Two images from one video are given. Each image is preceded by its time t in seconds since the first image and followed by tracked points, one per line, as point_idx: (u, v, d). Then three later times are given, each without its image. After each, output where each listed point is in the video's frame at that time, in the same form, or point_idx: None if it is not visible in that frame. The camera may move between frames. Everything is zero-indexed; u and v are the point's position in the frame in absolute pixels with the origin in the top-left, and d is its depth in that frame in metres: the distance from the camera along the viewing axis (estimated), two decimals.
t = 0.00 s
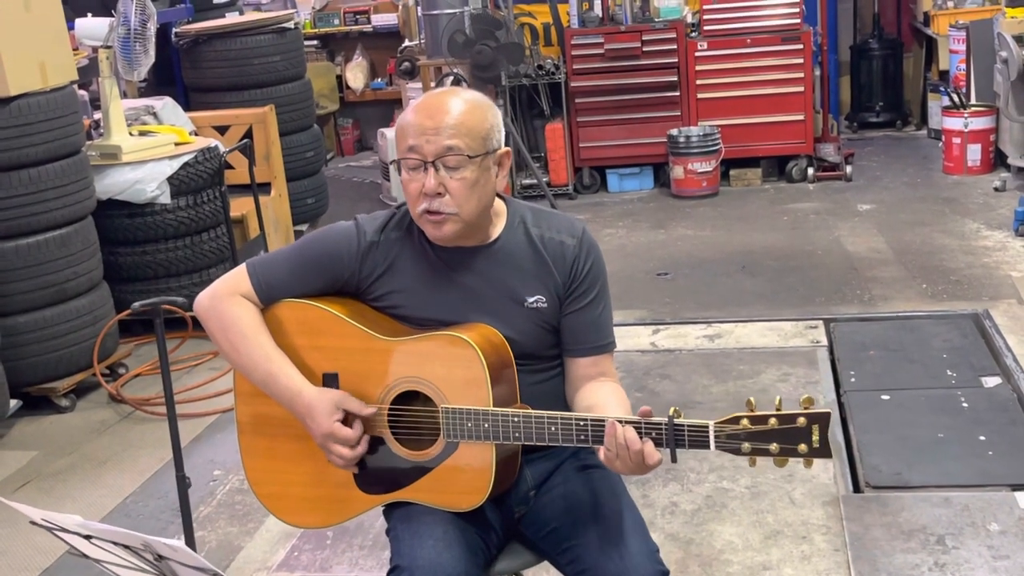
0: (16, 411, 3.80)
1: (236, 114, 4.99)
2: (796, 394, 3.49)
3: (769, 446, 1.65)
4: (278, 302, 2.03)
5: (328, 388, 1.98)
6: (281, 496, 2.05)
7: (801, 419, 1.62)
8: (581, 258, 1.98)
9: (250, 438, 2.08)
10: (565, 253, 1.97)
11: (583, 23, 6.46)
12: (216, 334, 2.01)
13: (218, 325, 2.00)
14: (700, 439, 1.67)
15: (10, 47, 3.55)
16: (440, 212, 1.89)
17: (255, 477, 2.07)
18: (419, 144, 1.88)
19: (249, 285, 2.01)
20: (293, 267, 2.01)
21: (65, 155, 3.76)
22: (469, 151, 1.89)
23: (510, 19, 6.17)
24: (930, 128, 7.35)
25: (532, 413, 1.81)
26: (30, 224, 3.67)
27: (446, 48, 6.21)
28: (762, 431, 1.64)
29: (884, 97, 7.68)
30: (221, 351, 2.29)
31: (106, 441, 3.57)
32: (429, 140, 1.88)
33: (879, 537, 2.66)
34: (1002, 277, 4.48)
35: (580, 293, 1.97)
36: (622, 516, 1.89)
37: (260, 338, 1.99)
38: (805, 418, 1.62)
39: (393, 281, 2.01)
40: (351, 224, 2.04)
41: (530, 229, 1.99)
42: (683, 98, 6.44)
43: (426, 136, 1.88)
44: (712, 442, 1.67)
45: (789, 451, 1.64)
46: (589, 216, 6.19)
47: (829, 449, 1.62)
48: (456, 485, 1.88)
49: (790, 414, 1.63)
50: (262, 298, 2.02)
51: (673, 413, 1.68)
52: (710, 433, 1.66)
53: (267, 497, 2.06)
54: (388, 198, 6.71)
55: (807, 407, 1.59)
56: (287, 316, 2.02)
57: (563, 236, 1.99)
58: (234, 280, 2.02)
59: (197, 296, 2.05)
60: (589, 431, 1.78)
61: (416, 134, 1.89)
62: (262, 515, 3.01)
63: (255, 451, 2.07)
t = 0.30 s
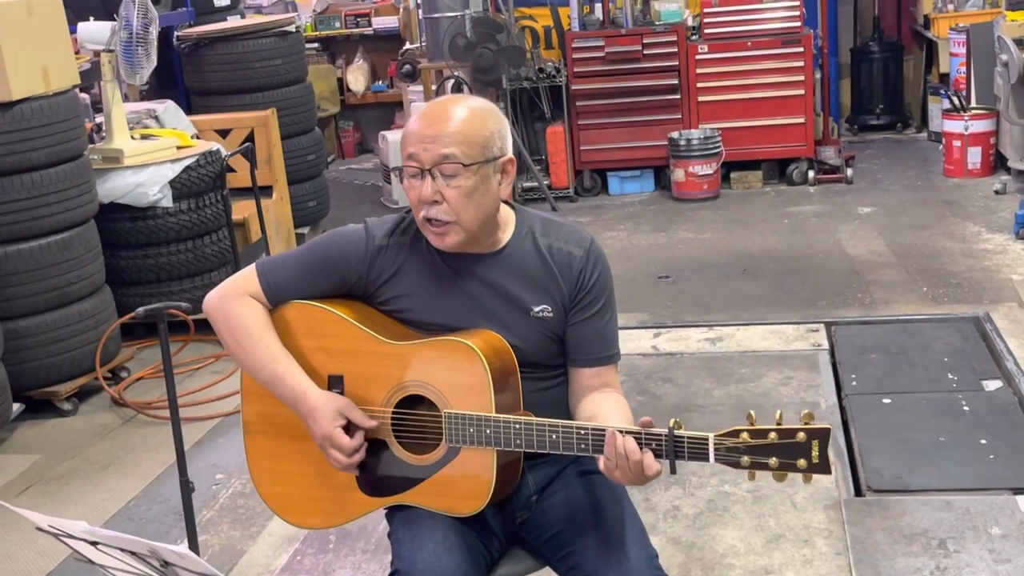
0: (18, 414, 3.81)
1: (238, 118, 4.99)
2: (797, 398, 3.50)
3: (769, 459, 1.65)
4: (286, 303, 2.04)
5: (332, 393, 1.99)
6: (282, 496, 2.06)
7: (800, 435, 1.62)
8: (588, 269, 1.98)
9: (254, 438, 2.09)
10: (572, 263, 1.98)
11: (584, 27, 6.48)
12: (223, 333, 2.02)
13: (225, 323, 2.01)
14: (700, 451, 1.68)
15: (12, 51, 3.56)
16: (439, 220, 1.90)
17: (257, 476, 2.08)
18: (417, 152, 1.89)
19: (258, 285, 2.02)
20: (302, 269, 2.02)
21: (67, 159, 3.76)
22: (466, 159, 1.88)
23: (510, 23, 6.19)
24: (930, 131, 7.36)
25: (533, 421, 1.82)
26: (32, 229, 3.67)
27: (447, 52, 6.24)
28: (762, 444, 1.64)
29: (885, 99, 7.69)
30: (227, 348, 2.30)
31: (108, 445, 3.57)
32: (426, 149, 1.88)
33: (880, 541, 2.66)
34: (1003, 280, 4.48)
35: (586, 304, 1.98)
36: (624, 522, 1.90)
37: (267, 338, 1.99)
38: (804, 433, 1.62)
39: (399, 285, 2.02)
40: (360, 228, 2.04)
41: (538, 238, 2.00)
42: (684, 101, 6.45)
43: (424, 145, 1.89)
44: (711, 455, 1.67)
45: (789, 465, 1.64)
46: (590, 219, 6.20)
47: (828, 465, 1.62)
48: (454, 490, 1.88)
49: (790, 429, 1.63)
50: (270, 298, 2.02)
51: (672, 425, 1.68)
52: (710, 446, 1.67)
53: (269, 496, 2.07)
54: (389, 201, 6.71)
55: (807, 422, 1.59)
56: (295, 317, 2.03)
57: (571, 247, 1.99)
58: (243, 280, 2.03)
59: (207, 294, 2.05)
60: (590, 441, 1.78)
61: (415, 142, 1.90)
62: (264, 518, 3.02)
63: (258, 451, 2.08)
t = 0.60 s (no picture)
0: (17, 416, 3.81)
1: (236, 120, 4.99)
2: (796, 400, 3.50)
3: (780, 453, 1.66)
4: (284, 312, 2.04)
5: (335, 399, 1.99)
6: (285, 506, 2.06)
7: (811, 427, 1.63)
8: (586, 269, 1.99)
9: (254, 448, 2.09)
10: (571, 265, 1.98)
11: (582, 28, 6.49)
12: (222, 344, 2.01)
13: (224, 334, 2.01)
14: (711, 447, 1.68)
15: (11, 53, 3.56)
16: (444, 221, 1.90)
17: (259, 486, 2.08)
18: (423, 153, 1.89)
19: (256, 294, 2.02)
20: (300, 277, 2.02)
21: (66, 162, 3.76)
22: (473, 161, 1.89)
23: (509, 24, 6.19)
24: (928, 133, 7.37)
25: (542, 422, 1.82)
26: (30, 231, 3.67)
27: (445, 53, 6.24)
28: (773, 439, 1.65)
29: (882, 101, 7.70)
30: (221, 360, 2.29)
31: (107, 447, 3.57)
32: (433, 150, 1.89)
33: (879, 544, 2.66)
34: (1001, 283, 4.49)
35: (585, 304, 1.98)
36: (629, 526, 1.90)
37: (267, 347, 1.99)
38: (814, 426, 1.63)
39: (399, 291, 2.02)
40: (357, 235, 2.04)
41: (535, 240, 2.00)
42: (682, 103, 6.45)
43: (431, 146, 1.89)
44: (723, 451, 1.68)
45: (800, 458, 1.65)
46: (588, 220, 6.20)
47: (839, 456, 1.64)
48: (462, 494, 1.89)
49: (801, 422, 1.64)
50: (268, 307, 2.02)
51: (684, 422, 1.68)
52: (722, 442, 1.67)
53: (271, 507, 2.06)
54: (387, 202, 6.71)
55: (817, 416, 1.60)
56: (293, 325, 2.03)
57: (568, 248, 2.00)
58: (241, 289, 2.02)
59: (203, 306, 2.05)
60: (599, 440, 1.80)
61: (420, 144, 1.90)
62: (263, 521, 3.02)
63: (259, 461, 2.08)
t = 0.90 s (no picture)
0: (16, 418, 3.81)
1: (235, 122, 4.99)
2: (794, 402, 3.50)
3: (770, 458, 1.66)
4: (280, 314, 2.04)
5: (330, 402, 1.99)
6: (281, 509, 2.06)
7: (801, 431, 1.63)
8: (582, 274, 1.99)
9: (252, 450, 2.09)
10: (566, 269, 1.99)
11: (581, 30, 6.49)
12: (219, 346, 2.02)
13: (221, 337, 2.01)
14: (702, 452, 1.68)
15: (10, 55, 3.56)
16: (431, 226, 1.90)
17: (256, 489, 2.08)
18: (410, 160, 1.90)
19: (253, 297, 2.02)
20: (297, 281, 2.02)
21: (65, 163, 3.77)
22: (459, 166, 1.89)
23: (508, 26, 6.20)
24: (927, 135, 7.38)
25: (534, 425, 1.82)
26: (29, 232, 3.67)
27: (444, 55, 6.24)
28: (764, 443, 1.65)
29: (881, 103, 7.71)
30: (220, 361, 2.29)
31: (106, 449, 3.57)
32: (418, 157, 1.89)
33: (877, 546, 2.67)
34: (1000, 285, 4.49)
35: (580, 309, 1.99)
36: (623, 525, 1.90)
37: (263, 349, 1.99)
38: (805, 430, 1.63)
39: (395, 295, 2.03)
40: (354, 238, 2.05)
41: (531, 245, 2.01)
42: (681, 105, 6.46)
43: (416, 152, 1.90)
44: (714, 455, 1.68)
45: (790, 463, 1.65)
46: (587, 222, 6.21)
47: (829, 461, 1.64)
48: (456, 496, 1.89)
49: (791, 426, 1.64)
50: (265, 310, 2.03)
51: (675, 426, 1.69)
52: (712, 446, 1.67)
53: (267, 509, 2.07)
54: (386, 204, 6.71)
55: (807, 420, 1.61)
56: (289, 328, 2.03)
57: (564, 253, 2.00)
58: (238, 292, 2.03)
59: (201, 308, 2.05)
60: (592, 443, 1.79)
61: (406, 151, 1.91)
62: (261, 523, 3.02)
63: (257, 462, 2.09)
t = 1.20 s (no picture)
0: (14, 420, 3.81)
1: (234, 124, 4.99)
2: (792, 406, 3.51)
3: (765, 465, 1.66)
4: (280, 318, 2.04)
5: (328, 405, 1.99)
6: (280, 511, 2.07)
7: (796, 440, 1.64)
8: (581, 280, 2.00)
9: (250, 453, 2.10)
10: (565, 275, 1.99)
11: (580, 33, 6.50)
12: (219, 349, 2.02)
13: (220, 339, 2.02)
14: (697, 458, 1.69)
15: (10, 57, 3.57)
16: (433, 229, 1.90)
17: (256, 491, 2.09)
18: (412, 163, 1.90)
19: (253, 300, 2.02)
20: (296, 284, 2.03)
21: (64, 166, 3.77)
22: (461, 170, 1.89)
23: (507, 29, 6.21)
24: (925, 138, 7.38)
25: (530, 431, 1.82)
26: (28, 235, 3.68)
27: (444, 57, 6.25)
28: (759, 450, 1.65)
29: (880, 106, 7.71)
30: (220, 363, 2.30)
31: (104, 451, 3.58)
32: (421, 160, 1.89)
33: (874, 550, 2.67)
34: (998, 289, 4.50)
35: (579, 315, 1.99)
36: (619, 534, 1.90)
37: (262, 352, 2.00)
38: (800, 438, 1.63)
39: (394, 299, 2.03)
40: (354, 242, 2.05)
41: (531, 250, 2.01)
42: (680, 108, 6.46)
43: (419, 156, 1.90)
44: (709, 461, 1.68)
45: (785, 470, 1.66)
46: (586, 225, 6.21)
47: (824, 469, 1.64)
48: (453, 501, 1.90)
49: (786, 434, 1.65)
50: (264, 313, 2.03)
51: (670, 431, 1.69)
52: (707, 452, 1.68)
53: (266, 512, 2.08)
54: (385, 206, 6.72)
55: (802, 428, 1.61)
56: (289, 332, 2.04)
57: (563, 259, 2.00)
58: (237, 295, 2.03)
59: (201, 311, 2.06)
60: (588, 449, 1.78)
61: (408, 154, 1.91)
62: (259, 526, 3.02)
63: (255, 465, 2.09)
